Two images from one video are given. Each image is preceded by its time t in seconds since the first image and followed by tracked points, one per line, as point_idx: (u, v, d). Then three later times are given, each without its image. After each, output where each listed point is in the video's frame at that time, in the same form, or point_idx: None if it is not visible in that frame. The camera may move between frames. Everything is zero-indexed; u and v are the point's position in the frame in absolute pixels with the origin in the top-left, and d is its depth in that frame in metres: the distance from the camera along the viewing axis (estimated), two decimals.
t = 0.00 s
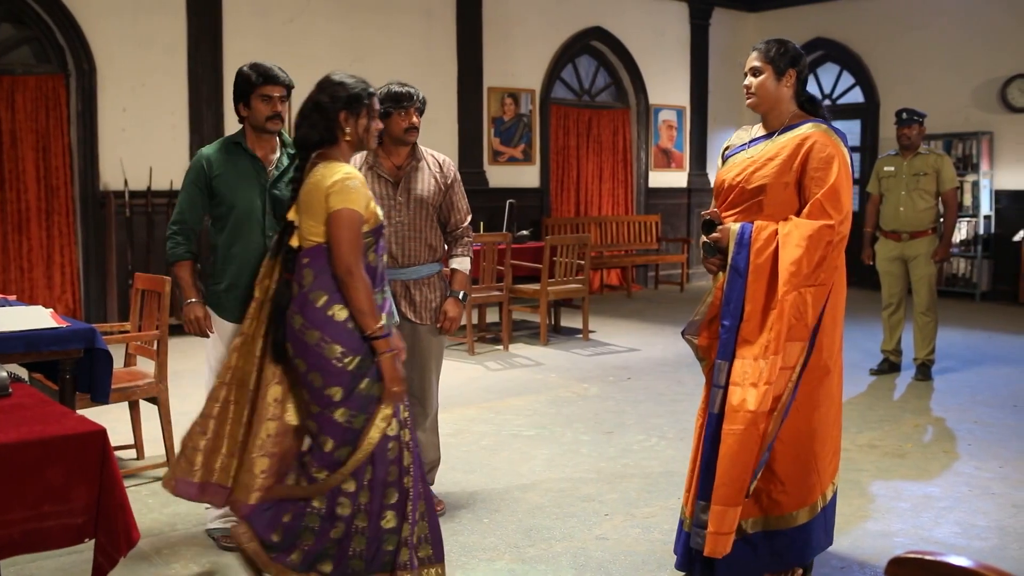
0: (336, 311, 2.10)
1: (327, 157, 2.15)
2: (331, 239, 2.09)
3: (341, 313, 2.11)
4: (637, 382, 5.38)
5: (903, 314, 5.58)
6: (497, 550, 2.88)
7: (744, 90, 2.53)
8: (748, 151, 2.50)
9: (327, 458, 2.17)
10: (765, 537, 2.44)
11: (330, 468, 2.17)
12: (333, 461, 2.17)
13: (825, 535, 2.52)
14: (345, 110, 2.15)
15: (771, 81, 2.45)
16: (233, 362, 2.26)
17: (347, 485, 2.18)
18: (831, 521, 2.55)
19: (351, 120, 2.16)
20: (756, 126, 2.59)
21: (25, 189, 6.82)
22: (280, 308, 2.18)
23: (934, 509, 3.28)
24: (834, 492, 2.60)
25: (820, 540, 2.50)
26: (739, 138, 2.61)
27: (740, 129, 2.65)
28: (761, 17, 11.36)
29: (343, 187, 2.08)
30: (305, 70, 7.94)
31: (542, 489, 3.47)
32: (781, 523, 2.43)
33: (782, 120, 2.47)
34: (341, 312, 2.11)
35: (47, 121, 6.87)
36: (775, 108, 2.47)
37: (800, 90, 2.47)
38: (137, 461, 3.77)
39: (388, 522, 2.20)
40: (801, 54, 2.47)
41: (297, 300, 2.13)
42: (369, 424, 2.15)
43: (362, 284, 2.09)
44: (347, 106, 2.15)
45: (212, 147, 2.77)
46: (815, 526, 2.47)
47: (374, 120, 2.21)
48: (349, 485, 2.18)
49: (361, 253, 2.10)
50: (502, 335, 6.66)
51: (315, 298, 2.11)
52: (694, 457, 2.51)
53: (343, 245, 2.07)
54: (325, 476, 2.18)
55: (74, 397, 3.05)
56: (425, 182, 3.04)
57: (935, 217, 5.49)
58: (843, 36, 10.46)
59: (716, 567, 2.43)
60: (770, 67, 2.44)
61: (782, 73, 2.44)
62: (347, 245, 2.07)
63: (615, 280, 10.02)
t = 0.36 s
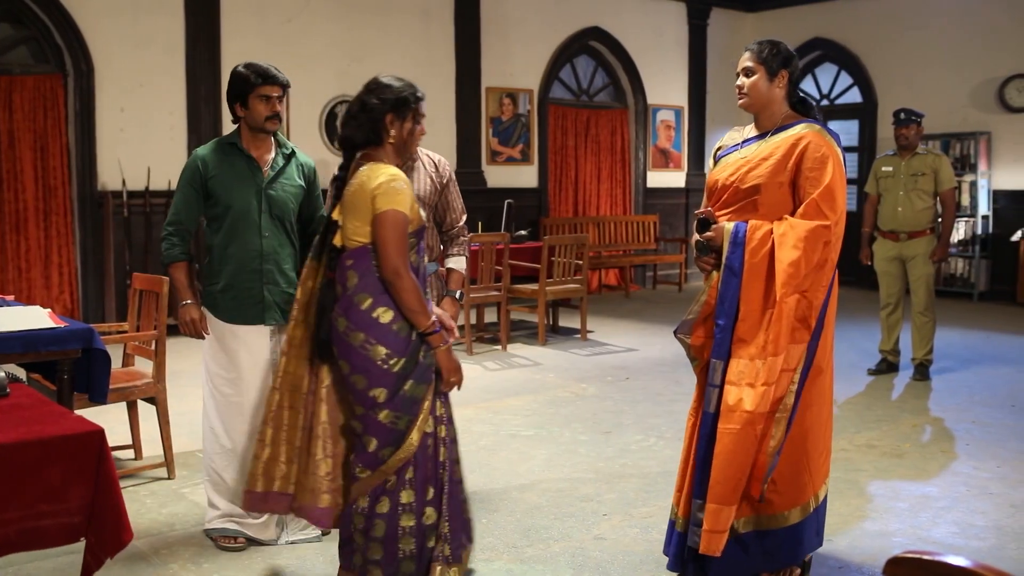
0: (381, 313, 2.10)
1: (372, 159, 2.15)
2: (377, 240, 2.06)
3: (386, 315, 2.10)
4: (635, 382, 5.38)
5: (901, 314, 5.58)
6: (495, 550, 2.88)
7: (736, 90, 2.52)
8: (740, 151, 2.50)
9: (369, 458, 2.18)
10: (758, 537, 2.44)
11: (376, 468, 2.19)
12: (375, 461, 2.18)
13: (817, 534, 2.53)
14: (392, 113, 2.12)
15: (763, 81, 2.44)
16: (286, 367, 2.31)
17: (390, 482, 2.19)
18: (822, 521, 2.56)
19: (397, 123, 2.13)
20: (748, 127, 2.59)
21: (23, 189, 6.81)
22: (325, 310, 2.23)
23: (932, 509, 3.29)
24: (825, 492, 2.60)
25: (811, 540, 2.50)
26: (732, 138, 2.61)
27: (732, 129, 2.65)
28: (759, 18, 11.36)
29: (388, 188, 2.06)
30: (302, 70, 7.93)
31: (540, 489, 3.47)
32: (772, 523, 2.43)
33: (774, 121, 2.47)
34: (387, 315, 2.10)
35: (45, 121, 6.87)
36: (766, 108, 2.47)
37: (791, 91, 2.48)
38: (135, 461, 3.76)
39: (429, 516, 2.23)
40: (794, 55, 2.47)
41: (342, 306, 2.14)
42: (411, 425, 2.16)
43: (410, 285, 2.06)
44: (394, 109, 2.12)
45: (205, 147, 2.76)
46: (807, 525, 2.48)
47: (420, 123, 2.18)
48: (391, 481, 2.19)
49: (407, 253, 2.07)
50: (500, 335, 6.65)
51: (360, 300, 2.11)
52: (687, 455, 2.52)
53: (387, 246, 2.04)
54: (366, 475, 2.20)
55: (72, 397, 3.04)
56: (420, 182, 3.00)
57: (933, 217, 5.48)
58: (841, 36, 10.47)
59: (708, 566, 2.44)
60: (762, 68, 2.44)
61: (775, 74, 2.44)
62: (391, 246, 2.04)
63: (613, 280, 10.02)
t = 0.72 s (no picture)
0: (420, 317, 2.26)
1: (415, 166, 2.29)
2: (421, 244, 2.22)
3: (424, 319, 2.27)
4: (634, 382, 5.38)
5: (900, 314, 5.58)
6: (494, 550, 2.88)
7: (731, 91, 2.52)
8: (736, 151, 2.50)
9: (388, 450, 2.36)
10: (757, 537, 2.45)
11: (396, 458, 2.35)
12: (391, 453, 2.35)
13: (812, 533, 2.54)
14: (437, 123, 2.27)
15: (759, 82, 2.44)
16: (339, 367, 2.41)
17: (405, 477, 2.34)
18: (818, 519, 2.56)
19: (441, 133, 2.28)
20: (743, 127, 2.59)
21: (22, 189, 6.81)
22: (363, 313, 2.35)
23: (930, 509, 3.29)
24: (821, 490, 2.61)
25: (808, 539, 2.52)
26: (726, 139, 2.61)
27: (727, 129, 2.65)
28: (758, 18, 11.37)
29: (432, 195, 2.21)
30: (301, 70, 7.93)
31: (539, 489, 3.47)
32: (767, 523, 2.44)
33: (769, 121, 2.48)
34: (425, 319, 2.27)
35: (44, 121, 6.87)
36: (761, 108, 2.47)
37: (786, 92, 2.48)
38: (134, 461, 3.76)
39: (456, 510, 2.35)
40: (787, 56, 2.47)
41: (382, 308, 2.30)
42: (433, 427, 2.31)
43: (451, 290, 2.22)
44: (438, 120, 2.27)
45: (200, 147, 2.74)
46: (803, 524, 2.49)
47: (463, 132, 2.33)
48: (402, 477, 2.33)
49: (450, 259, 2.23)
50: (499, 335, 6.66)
51: (401, 304, 2.27)
52: (683, 455, 2.52)
53: (432, 251, 2.21)
54: (381, 464, 2.37)
55: (71, 397, 3.03)
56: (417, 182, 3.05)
57: (931, 217, 5.49)
58: (840, 36, 10.47)
59: (704, 565, 2.44)
60: (757, 69, 2.44)
61: (770, 74, 2.44)
62: (436, 252, 2.21)
63: (612, 280, 10.02)
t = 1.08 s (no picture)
0: (467, 313, 2.36)
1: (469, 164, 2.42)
2: (477, 239, 2.33)
3: (472, 316, 2.36)
4: (633, 382, 5.39)
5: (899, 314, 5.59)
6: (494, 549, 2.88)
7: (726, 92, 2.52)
8: (732, 152, 2.51)
9: (466, 441, 2.43)
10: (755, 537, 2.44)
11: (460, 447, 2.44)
12: (467, 442, 2.43)
13: (809, 533, 2.55)
14: (496, 125, 2.38)
15: (754, 83, 2.45)
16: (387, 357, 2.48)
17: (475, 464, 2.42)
18: (815, 519, 2.57)
19: (498, 135, 2.39)
20: (739, 127, 2.60)
21: (21, 189, 6.81)
22: (414, 302, 2.46)
23: (929, 508, 3.29)
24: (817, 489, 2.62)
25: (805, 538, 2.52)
26: (722, 140, 2.61)
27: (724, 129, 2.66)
28: (757, 18, 11.36)
29: (489, 194, 2.32)
30: (300, 70, 7.93)
31: (538, 489, 3.47)
32: (766, 524, 2.44)
33: (765, 122, 2.48)
34: (472, 315, 2.36)
35: (43, 121, 6.87)
36: (757, 109, 2.47)
37: (781, 92, 2.49)
38: (133, 461, 3.76)
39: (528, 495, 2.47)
40: (781, 56, 2.47)
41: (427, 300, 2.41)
42: (502, 419, 2.40)
43: (500, 287, 2.33)
44: (499, 121, 2.38)
45: (196, 147, 2.73)
46: (801, 523, 2.49)
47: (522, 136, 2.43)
48: (473, 465, 2.42)
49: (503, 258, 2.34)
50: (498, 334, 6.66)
51: (448, 300, 2.37)
52: (680, 456, 2.52)
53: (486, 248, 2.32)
54: (454, 451, 2.45)
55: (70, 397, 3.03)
56: (413, 182, 3.04)
57: (931, 217, 5.49)
58: (839, 36, 10.48)
59: (702, 566, 2.44)
60: (752, 70, 2.44)
61: (765, 75, 2.44)
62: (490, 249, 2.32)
63: (610, 280, 10.02)
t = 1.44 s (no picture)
0: (485, 315, 2.47)
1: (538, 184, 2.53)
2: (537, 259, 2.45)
3: (489, 318, 2.48)
4: (632, 382, 5.39)
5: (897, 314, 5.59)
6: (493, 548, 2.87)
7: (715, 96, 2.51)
8: (729, 153, 2.51)
9: (497, 443, 2.56)
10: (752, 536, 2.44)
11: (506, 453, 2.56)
12: (502, 447, 2.55)
13: (807, 534, 2.54)
14: (574, 155, 2.48)
15: (740, 88, 2.43)
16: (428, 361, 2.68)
17: (524, 467, 2.56)
18: (812, 522, 2.57)
19: (574, 165, 2.49)
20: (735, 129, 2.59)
21: (19, 189, 6.80)
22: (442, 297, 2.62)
23: (928, 508, 3.29)
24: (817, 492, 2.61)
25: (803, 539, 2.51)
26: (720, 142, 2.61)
27: (722, 132, 2.66)
28: (756, 18, 11.37)
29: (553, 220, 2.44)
30: (299, 71, 7.93)
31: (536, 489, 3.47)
32: (764, 523, 2.44)
33: (757, 123, 2.47)
34: (489, 318, 2.48)
35: (41, 121, 6.86)
36: (748, 112, 2.46)
37: (769, 91, 2.47)
38: (132, 461, 3.76)
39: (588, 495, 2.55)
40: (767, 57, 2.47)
41: (454, 301, 2.53)
42: (530, 418, 2.51)
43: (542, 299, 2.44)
44: (578, 150, 2.47)
45: (188, 148, 2.72)
46: (798, 525, 2.49)
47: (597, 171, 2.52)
48: (527, 465, 2.55)
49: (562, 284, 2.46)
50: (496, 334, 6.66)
51: (469, 301, 2.50)
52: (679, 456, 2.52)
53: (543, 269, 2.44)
54: (498, 460, 2.57)
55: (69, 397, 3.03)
56: (410, 181, 3.06)
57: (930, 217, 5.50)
58: (838, 36, 10.48)
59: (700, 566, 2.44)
60: (737, 75, 2.42)
61: (750, 78, 2.43)
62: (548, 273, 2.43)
63: (609, 280, 10.03)
